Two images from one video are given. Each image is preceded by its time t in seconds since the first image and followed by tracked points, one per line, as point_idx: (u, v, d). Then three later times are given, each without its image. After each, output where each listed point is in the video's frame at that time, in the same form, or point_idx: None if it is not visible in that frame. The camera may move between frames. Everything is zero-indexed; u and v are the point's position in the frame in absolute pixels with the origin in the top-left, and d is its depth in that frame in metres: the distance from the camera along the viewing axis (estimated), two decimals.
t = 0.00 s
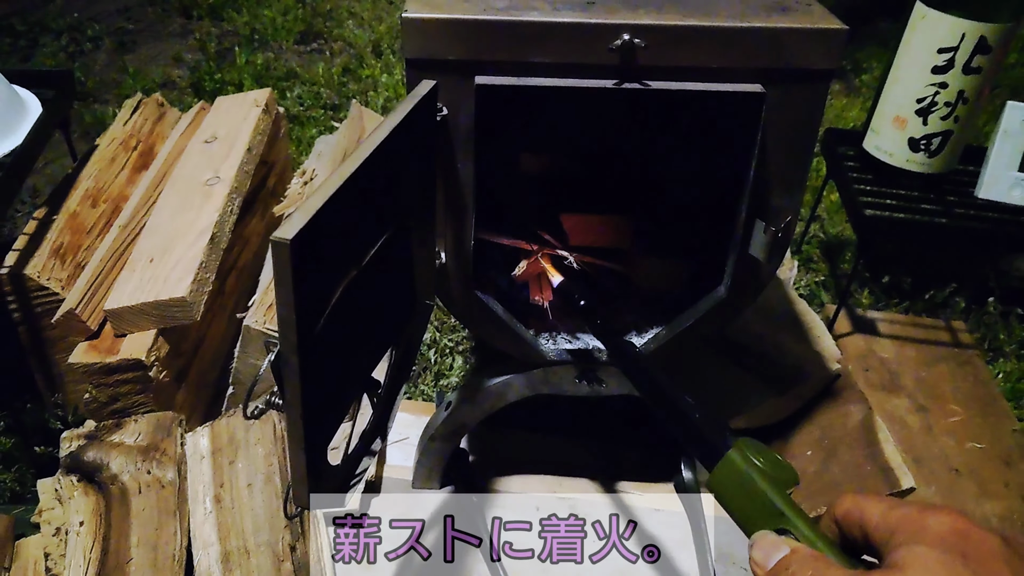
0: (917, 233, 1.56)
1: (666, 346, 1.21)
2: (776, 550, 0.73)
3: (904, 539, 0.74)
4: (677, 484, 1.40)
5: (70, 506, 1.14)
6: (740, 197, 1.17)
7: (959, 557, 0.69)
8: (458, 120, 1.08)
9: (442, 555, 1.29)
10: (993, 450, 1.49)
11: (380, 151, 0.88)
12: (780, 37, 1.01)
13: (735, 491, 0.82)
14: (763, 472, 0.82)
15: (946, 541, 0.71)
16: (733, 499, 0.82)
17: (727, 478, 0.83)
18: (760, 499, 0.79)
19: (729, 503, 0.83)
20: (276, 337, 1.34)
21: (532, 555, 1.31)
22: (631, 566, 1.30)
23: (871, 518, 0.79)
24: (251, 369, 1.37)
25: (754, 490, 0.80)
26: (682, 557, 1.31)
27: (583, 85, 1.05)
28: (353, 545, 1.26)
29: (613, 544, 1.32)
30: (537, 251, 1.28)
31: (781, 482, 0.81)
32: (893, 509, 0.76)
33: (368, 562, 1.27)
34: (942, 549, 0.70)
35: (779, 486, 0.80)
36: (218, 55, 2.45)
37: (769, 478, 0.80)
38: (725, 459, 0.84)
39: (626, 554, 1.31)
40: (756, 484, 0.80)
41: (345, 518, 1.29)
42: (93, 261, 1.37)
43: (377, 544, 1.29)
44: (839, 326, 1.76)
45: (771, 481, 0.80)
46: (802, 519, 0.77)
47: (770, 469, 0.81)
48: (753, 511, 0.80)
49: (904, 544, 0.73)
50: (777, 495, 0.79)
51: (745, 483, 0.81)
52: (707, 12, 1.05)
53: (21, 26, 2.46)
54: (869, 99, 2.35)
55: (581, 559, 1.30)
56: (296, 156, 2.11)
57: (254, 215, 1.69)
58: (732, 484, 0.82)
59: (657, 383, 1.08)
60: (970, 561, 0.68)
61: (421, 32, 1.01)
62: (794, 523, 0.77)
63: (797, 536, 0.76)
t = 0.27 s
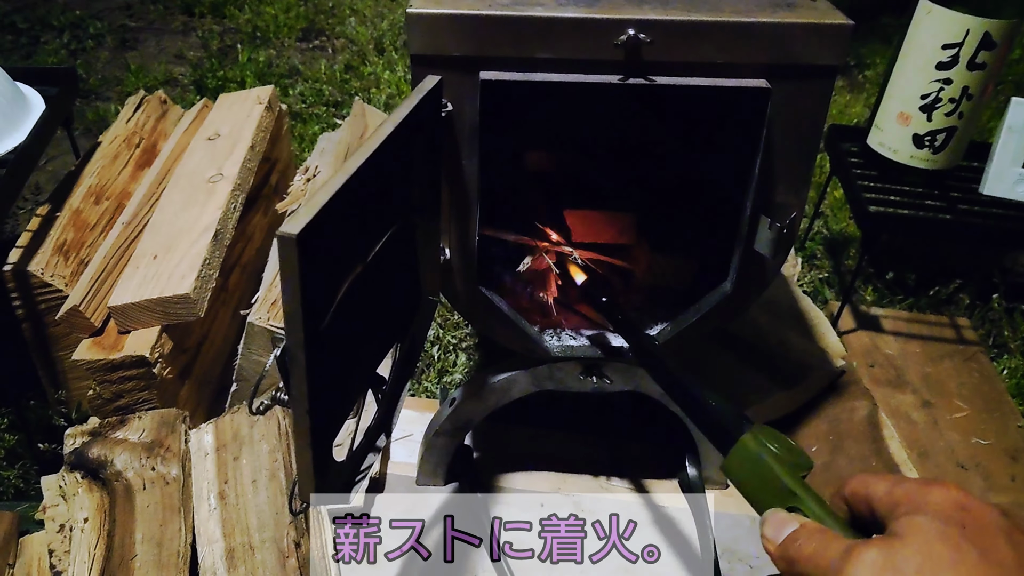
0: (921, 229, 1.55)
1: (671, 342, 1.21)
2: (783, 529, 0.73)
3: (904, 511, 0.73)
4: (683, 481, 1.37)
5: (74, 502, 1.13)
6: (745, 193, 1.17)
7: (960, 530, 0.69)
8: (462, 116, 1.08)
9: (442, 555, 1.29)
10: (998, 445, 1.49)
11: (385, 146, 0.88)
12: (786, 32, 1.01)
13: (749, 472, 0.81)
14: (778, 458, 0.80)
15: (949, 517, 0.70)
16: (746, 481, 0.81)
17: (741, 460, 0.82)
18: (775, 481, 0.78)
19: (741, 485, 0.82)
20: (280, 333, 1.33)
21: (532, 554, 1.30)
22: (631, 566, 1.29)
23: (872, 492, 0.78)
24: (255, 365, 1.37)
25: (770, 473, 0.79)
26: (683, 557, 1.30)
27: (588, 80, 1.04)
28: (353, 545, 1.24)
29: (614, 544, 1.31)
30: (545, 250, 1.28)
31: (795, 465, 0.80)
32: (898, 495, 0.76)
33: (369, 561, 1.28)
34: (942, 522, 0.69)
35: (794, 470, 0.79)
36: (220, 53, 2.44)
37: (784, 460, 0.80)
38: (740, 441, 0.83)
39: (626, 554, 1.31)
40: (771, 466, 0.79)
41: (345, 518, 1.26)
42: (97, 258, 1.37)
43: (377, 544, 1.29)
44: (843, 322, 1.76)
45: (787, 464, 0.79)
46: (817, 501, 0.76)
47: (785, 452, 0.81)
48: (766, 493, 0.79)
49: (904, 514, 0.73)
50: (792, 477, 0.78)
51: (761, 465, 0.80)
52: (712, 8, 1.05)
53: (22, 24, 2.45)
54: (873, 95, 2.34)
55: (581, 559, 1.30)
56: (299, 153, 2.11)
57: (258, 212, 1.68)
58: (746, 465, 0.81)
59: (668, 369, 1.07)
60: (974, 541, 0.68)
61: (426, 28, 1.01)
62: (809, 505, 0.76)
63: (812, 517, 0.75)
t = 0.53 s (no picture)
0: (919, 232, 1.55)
1: (667, 347, 1.21)
2: (790, 547, 0.74)
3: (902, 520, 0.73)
4: (680, 483, 1.37)
5: (72, 508, 1.14)
6: (741, 197, 1.17)
7: (957, 536, 0.68)
8: (457, 121, 1.08)
9: (442, 555, 1.29)
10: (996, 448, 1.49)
11: (379, 153, 0.88)
12: (780, 36, 1.01)
13: (758, 494, 0.84)
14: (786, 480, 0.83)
15: (942, 525, 0.70)
16: (756, 503, 0.84)
17: (750, 482, 0.85)
18: (781, 500, 0.81)
19: (754, 509, 0.84)
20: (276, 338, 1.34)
21: (532, 554, 1.30)
22: (631, 565, 1.30)
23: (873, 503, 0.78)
24: (252, 369, 1.37)
25: (776, 492, 0.81)
26: (683, 556, 1.31)
27: (583, 85, 1.04)
28: (353, 545, 1.27)
29: (614, 544, 1.31)
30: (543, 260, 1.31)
31: (803, 485, 0.82)
32: (892, 502, 0.76)
33: (368, 561, 1.28)
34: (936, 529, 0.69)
35: (801, 490, 0.81)
36: (218, 57, 2.45)
37: (789, 480, 0.82)
38: (748, 466, 0.86)
39: (626, 554, 1.31)
40: (777, 485, 0.82)
41: (345, 518, 1.31)
42: (94, 263, 1.37)
43: (377, 544, 1.29)
44: (841, 324, 1.76)
45: (792, 483, 0.81)
46: (823, 517, 0.78)
47: (792, 473, 0.83)
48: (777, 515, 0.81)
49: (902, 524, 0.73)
50: (796, 495, 0.80)
51: (768, 485, 0.82)
52: (706, 12, 1.05)
53: (21, 28, 2.46)
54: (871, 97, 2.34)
55: (580, 559, 1.30)
56: (297, 156, 2.11)
57: (255, 216, 1.69)
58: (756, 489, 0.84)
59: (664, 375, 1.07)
60: (969, 544, 0.67)
61: (420, 33, 1.01)
62: (813, 521, 0.78)
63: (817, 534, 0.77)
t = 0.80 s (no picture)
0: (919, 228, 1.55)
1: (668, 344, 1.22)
2: (800, 541, 0.75)
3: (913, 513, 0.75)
4: (681, 480, 1.39)
5: (76, 508, 1.14)
6: (741, 195, 1.17)
7: (968, 529, 0.70)
8: (458, 120, 1.08)
9: (442, 555, 1.29)
10: (996, 443, 1.49)
11: (382, 153, 0.89)
12: (780, 34, 1.01)
13: (768, 488, 0.85)
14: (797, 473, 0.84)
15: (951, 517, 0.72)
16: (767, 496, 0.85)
17: (761, 476, 0.86)
18: (793, 494, 0.83)
19: (764, 502, 0.86)
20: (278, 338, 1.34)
21: (532, 554, 1.31)
22: (630, 565, 1.30)
23: (884, 499, 0.80)
24: (255, 370, 1.38)
25: (788, 487, 0.83)
26: (682, 556, 1.31)
27: (583, 84, 1.05)
28: (353, 545, 1.27)
29: (614, 544, 1.32)
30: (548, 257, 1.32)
31: (813, 480, 0.84)
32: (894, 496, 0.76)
33: (368, 561, 1.28)
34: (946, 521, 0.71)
35: (812, 484, 0.83)
36: (217, 57, 2.45)
37: (801, 475, 0.84)
38: (758, 458, 0.87)
39: (626, 554, 1.31)
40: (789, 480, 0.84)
41: (345, 518, 1.31)
42: (96, 264, 1.37)
43: (377, 544, 1.30)
44: (841, 321, 1.76)
45: (803, 477, 0.83)
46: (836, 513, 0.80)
47: (803, 467, 0.84)
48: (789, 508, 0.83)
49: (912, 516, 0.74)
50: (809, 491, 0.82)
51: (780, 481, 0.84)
52: (706, 11, 1.05)
53: (19, 30, 2.46)
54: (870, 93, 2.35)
55: (581, 559, 1.30)
56: (297, 156, 2.11)
57: (256, 217, 1.69)
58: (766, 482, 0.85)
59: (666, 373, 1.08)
60: (980, 538, 0.68)
61: (421, 33, 1.01)
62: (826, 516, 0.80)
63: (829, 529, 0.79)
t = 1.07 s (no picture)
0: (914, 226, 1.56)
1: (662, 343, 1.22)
2: (794, 530, 0.76)
3: (908, 504, 0.75)
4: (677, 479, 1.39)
5: (71, 510, 1.14)
6: (735, 194, 1.17)
7: (961, 518, 0.69)
8: (451, 120, 1.08)
9: (442, 555, 1.29)
10: (991, 440, 1.50)
11: (374, 154, 0.89)
12: (773, 33, 1.01)
13: (764, 478, 0.87)
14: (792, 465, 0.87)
15: (944, 507, 0.72)
16: (763, 489, 0.87)
17: (758, 468, 0.88)
18: (787, 483, 0.85)
19: (761, 493, 0.88)
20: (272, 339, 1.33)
21: (532, 554, 1.31)
22: (630, 565, 1.30)
23: (879, 490, 0.80)
24: (249, 371, 1.38)
25: (783, 476, 0.85)
26: (682, 556, 1.31)
27: (576, 84, 1.05)
28: (353, 545, 1.26)
29: (614, 543, 1.32)
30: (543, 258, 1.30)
31: (809, 472, 0.86)
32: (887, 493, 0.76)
33: (368, 562, 1.27)
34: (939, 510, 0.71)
35: (807, 475, 0.85)
36: (212, 57, 2.45)
37: (796, 466, 0.86)
38: (756, 449, 0.90)
39: (626, 553, 1.31)
40: (785, 471, 0.86)
41: (345, 518, 1.30)
42: (90, 265, 1.37)
43: (377, 544, 1.29)
44: (837, 318, 1.77)
45: (798, 468, 0.85)
46: (828, 501, 0.82)
47: (798, 459, 0.87)
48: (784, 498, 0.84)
49: (906, 507, 0.74)
50: (803, 479, 0.84)
51: (776, 472, 0.86)
52: (699, 10, 1.05)
53: (14, 30, 2.45)
54: (864, 91, 2.35)
55: (581, 559, 1.30)
56: (293, 156, 2.11)
57: (251, 217, 1.69)
58: (763, 474, 0.87)
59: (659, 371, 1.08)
60: (974, 528, 0.68)
61: (414, 33, 1.01)
62: (818, 504, 0.81)
63: (822, 517, 0.80)
